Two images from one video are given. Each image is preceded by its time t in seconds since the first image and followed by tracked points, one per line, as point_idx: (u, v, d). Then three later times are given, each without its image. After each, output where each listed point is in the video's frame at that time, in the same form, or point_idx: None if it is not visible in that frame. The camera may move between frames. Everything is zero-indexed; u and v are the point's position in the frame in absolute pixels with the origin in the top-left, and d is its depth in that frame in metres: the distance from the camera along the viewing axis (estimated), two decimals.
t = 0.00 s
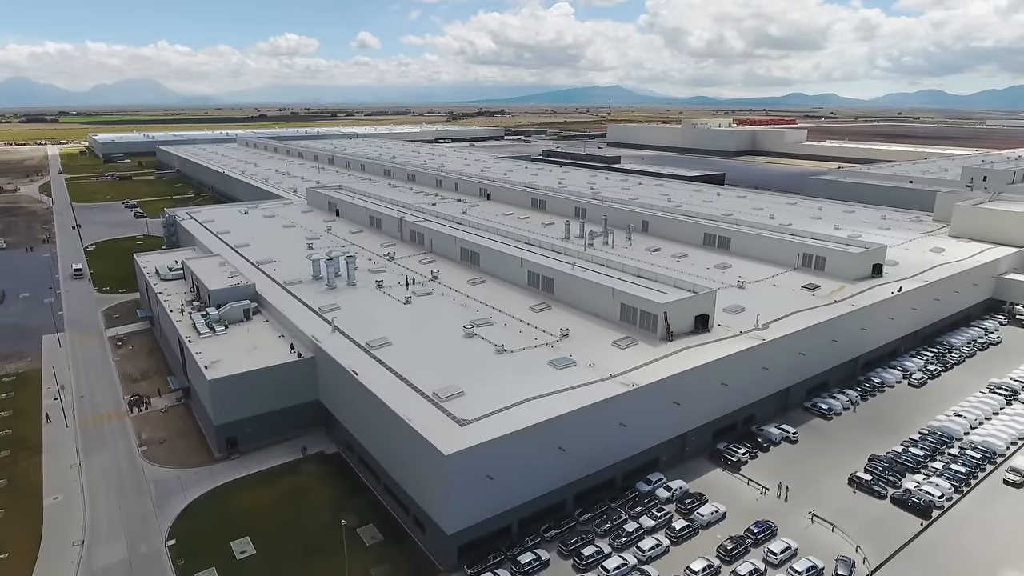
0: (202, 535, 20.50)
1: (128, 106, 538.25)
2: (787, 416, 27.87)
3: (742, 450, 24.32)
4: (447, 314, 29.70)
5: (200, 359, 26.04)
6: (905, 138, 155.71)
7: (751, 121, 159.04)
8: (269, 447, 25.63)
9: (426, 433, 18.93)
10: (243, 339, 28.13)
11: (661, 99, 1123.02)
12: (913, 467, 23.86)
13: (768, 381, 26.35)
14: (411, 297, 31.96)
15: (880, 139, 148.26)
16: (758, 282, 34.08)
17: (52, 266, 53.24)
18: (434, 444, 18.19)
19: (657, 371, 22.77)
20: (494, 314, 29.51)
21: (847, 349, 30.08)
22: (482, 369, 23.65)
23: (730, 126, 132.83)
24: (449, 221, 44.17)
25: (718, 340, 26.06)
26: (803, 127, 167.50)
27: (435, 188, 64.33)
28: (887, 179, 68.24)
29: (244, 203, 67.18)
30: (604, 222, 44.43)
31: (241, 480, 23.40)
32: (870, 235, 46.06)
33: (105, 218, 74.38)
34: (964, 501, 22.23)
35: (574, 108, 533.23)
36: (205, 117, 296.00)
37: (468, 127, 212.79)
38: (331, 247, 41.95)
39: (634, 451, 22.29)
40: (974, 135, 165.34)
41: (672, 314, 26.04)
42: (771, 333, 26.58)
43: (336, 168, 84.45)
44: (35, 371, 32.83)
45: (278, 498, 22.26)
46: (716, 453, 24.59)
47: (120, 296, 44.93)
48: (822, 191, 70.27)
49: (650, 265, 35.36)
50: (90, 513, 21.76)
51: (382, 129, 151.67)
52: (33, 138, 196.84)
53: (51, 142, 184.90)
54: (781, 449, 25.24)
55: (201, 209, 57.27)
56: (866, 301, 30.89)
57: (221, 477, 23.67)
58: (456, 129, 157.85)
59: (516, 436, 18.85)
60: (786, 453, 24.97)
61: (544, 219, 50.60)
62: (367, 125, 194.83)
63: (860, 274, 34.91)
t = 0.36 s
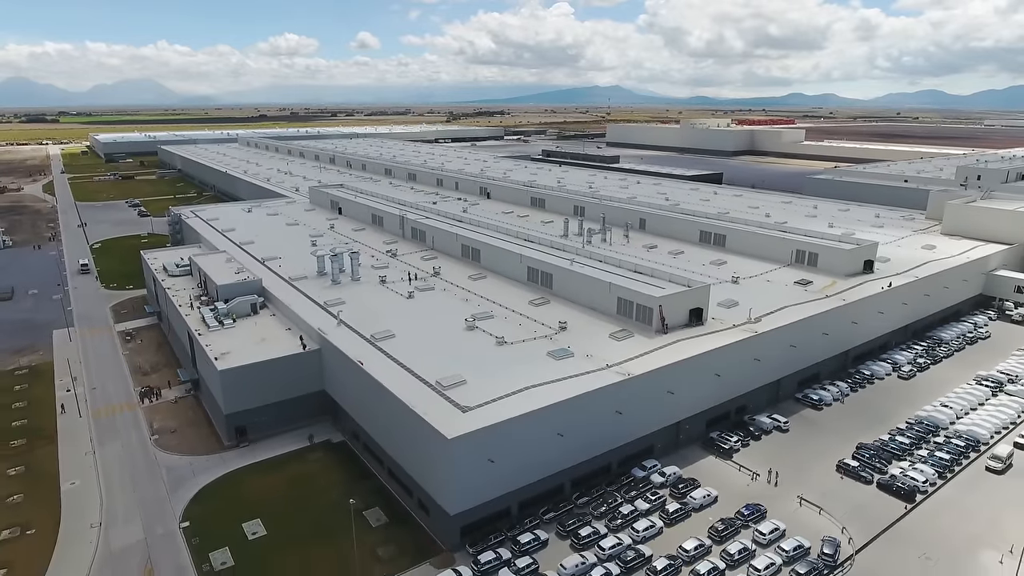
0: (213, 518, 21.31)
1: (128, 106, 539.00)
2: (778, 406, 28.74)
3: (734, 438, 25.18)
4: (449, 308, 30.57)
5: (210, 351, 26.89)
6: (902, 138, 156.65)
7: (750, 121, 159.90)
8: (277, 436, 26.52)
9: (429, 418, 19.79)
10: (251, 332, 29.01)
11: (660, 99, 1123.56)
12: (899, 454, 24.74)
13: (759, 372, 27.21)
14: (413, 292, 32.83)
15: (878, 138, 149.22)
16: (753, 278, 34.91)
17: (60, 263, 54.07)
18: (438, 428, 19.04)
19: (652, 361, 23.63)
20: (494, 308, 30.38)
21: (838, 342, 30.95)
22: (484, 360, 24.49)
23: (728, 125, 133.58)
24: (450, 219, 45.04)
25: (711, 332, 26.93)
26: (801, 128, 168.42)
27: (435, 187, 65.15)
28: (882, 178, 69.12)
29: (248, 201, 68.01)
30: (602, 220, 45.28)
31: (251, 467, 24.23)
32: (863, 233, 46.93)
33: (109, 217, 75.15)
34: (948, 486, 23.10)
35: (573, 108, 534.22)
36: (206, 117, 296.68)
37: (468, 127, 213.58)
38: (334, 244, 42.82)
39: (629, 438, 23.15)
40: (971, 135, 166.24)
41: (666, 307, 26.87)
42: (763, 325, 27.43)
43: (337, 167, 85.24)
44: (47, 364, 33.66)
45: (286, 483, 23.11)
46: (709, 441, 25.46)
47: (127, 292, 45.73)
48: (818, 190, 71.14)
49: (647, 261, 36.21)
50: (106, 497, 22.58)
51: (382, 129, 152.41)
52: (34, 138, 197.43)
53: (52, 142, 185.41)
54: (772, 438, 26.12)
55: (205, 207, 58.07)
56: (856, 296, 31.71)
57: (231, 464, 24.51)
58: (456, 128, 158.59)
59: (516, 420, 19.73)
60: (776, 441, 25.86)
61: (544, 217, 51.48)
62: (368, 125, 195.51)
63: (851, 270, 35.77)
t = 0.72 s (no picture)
0: (223, 505, 22.01)
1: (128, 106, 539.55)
2: (771, 398, 29.52)
3: (727, 428, 25.96)
4: (450, 302, 31.32)
5: (218, 344, 27.65)
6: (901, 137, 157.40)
7: (749, 120, 160.54)
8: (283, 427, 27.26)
9: (432, 406, 20.56)
10: (258, 326, 29.76)
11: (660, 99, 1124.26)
12: (887, 443, 25.52)
13: (752, 364, 27.97)
14: (415, 287, 33.59)
15: (876, 138, 150.05)
16: (747, 274, 35.65)
17: (66, 261, 54.82)
18: (440, 416, 19.80)
19: (647, 353, 24.39)
20: (494, 302, 31.15)
21: (829, 336, 31.73)
22: (484, 352, 25.24)
23: (728, 125, 134.25)
24: (451, 217, 45.80)
25: (706, 326, 27.69)
26: (800, 128, 169.16)
27: (436, 186, 65.85)
28: (878, 177, 69.84)
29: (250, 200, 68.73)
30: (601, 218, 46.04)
31: (258, 455, 24.97)
32: (857, 230, 47.73)
33: (113, 215, 75.87)
34: (934, 474, 23.89)
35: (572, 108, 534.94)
36: (206, 117, 297.36)
37: (468, 127, 214.23)
38: (337, 242, 43.58)
39: (625, 427, 23.92)
40: (969, 134, 166.91)
41: (662, 301, 27.62)
42: (756, 319, 28.19)
43: (338, 167, 85.97)
44: (57, 358, 34.41)
45: (293, 471, 23.87)
46: (703, 431, 26.23)
47: (134, 289, 46.47)
48: (815, 188, 71.87)
49: (644, 258, 36.95)
50: (119, 485, 23.32)
51: (383, 129, 152.97)
52: (35, 138, 197.96)
53: (53, 141, 185.91)
54: (764, 428, 26.89)
55: (209, 206, 58.80)
56: (848, 291, 32.46)
57: (238, 453, 25.25)
58: (456, 128, 159.18)
59: (516, 408, 20.49)
60: (768, 431, 26.63)
61: (543, 215, 52.24)
62: (368, 125, 196.17)
63: (843, 266, 36.58)
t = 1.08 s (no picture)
0: (233, 490, 22.84)
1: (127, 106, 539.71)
2: (763, 389, 30.40)
3: (720, 417, 26.84)
4: (452, 297, 32.16)
5: (226, 336, 28.50)
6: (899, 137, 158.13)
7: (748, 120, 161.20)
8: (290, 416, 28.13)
9: (435, 393, 21.42)
10: (265, 319, 30.62)
11: (660, 98, 1124.26)
12: (875, 431, 26.40)
13: (744, 356, 28.83)
14: (418, 282, 34.43)
15: (874, 137, 150.80)
16: (742, 269, 36.51)
17: (72, 258, 55.62)
18: (443, 402, 20.66)
19: (642, 344, 25.25)
20: (495, 297, 31.99)
21: (821, 329, 32.60)
22: (485, 343, 26.11)
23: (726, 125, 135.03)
24: (452, 215, 46.64)
25: (700, 319, 28.55)
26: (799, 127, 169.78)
27: (437, 185, 66.66)
28: (874, 175, 70.64)
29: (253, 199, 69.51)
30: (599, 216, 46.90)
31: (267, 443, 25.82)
32: (851, 228, 48.57)
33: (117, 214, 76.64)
34: (919, 460, 24.76)
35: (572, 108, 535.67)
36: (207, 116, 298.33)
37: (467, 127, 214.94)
38: (340, 239, 44.43)
39: (621, 415, 24.79)
40: (967, 134, 167.61)
41: (657, 295, 28.47)
42: (748, 313, 29.06)
43: (340, 166, 86.72)
44: (68, 352, 35.26)
45: (301, 458, 24.73)
46: (697, 420, 27.11)
47: (140, 285, 47.31)
48: (812, 187, 72.66)
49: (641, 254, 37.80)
50: (133, 471, 24.18)
51: (383, 128, 153.64)
52: (37, 138, 198.72)
53: (55, 141, 186.73)
54: (757, 418, 27.76)
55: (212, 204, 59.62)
56: (839, 286, 33.33)
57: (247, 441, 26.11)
58: (456, 128, 159.88)
59: (515, 395, 21.35)
60: (760, 420, 27.50)
61: (543, 213, 53.11)
62: (368, 125, 196.85)
63: (836, 262, 37.42)
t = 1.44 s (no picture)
0: (243, 475, 23.70)
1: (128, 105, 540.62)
2: (757, 380, 31.27)
3: (713, 406, 27.70)
4: (453, 291, 32.99)
5: (235, 329, 29.34)
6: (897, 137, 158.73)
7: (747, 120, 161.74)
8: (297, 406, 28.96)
9: (438, 381, 22.26)
10: (272, 312, 31.48)
11: (659, 97, 1124.79)
12: (864, 420, 27.28)
13: (738, 347, 29.69)
14: (420, 277, 35.26)
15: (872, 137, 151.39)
16: (736, 265, 37.36)
17: (78, 255, 56.40)
18: (446, 389, 21.51)
19: (638, 335, 26.09)
20: (496, 291, 32.83)
21: (813, 322, 33.46)
22: (486, 335, 26.96)
23: (725, 124, 135.77)
24: (452, 212, 47.47)
25: (695, 312, 29.39)
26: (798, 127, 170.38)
27: (438, 183, 67.42)
28: (871, 174, 71.40)
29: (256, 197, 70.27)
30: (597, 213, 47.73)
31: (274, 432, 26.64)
32: (846, 225, 49.40)
33: (121, 212, 77.38)
34: (905, 447, 25.62)
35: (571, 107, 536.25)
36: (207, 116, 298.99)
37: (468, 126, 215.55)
38: (343, 235, 45.26)
39: (617, 404, 25.65)
40: (965, 133, 168.20)
41: (653, 288, 29.31)
42: (742, 306, 29.90)
43: (341, 165, 87.43)
44: (79, 346, 36.12)
45: (309, 445, 25.60)
46: (691, 409, 27.97)
47: (146, 281, 48.12)
48: (809, 186, 73.41)
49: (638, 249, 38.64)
50: (146, 457, 25.04)
51: (384, 128, 154.24)
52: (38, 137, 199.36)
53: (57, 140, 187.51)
54: (749, 407, 28.61)
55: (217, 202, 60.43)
56: (831, 280, 34.18)
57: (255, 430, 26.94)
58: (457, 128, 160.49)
59: (515, 383, 22.19)
60: (753, 410, 28.35)
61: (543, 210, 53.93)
62: (369, 125, 197.48)
63: (829, 257, 38.26)
